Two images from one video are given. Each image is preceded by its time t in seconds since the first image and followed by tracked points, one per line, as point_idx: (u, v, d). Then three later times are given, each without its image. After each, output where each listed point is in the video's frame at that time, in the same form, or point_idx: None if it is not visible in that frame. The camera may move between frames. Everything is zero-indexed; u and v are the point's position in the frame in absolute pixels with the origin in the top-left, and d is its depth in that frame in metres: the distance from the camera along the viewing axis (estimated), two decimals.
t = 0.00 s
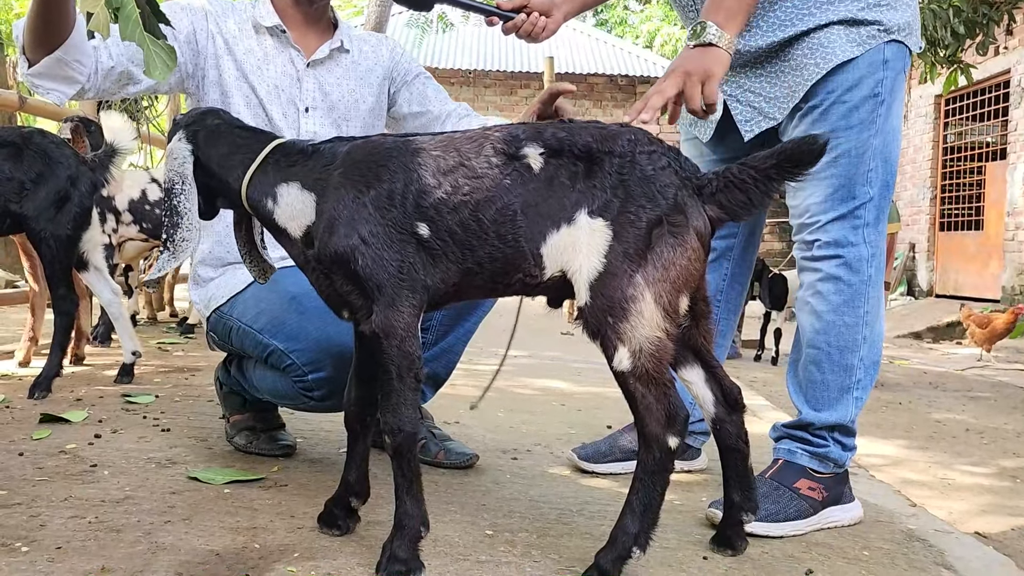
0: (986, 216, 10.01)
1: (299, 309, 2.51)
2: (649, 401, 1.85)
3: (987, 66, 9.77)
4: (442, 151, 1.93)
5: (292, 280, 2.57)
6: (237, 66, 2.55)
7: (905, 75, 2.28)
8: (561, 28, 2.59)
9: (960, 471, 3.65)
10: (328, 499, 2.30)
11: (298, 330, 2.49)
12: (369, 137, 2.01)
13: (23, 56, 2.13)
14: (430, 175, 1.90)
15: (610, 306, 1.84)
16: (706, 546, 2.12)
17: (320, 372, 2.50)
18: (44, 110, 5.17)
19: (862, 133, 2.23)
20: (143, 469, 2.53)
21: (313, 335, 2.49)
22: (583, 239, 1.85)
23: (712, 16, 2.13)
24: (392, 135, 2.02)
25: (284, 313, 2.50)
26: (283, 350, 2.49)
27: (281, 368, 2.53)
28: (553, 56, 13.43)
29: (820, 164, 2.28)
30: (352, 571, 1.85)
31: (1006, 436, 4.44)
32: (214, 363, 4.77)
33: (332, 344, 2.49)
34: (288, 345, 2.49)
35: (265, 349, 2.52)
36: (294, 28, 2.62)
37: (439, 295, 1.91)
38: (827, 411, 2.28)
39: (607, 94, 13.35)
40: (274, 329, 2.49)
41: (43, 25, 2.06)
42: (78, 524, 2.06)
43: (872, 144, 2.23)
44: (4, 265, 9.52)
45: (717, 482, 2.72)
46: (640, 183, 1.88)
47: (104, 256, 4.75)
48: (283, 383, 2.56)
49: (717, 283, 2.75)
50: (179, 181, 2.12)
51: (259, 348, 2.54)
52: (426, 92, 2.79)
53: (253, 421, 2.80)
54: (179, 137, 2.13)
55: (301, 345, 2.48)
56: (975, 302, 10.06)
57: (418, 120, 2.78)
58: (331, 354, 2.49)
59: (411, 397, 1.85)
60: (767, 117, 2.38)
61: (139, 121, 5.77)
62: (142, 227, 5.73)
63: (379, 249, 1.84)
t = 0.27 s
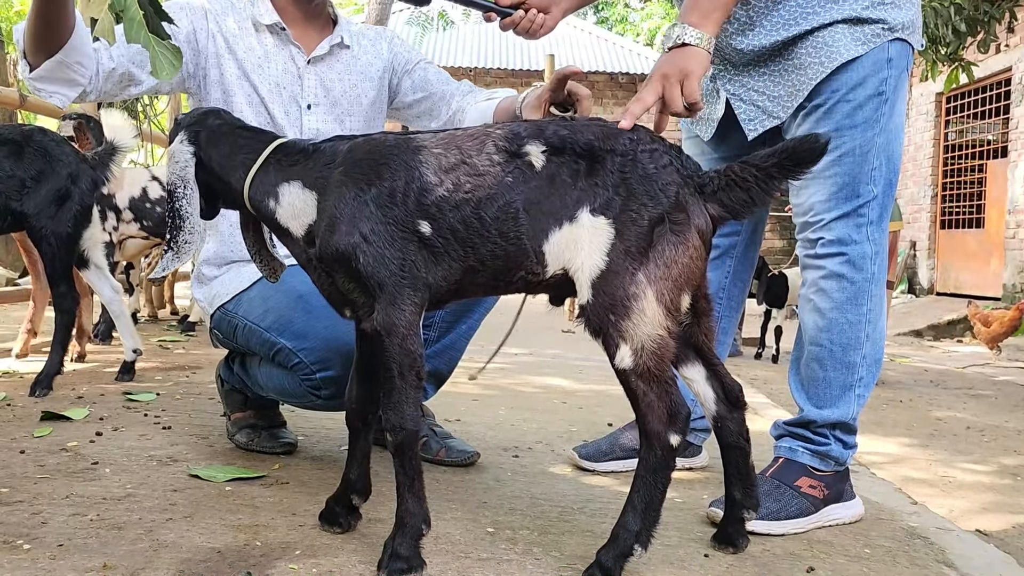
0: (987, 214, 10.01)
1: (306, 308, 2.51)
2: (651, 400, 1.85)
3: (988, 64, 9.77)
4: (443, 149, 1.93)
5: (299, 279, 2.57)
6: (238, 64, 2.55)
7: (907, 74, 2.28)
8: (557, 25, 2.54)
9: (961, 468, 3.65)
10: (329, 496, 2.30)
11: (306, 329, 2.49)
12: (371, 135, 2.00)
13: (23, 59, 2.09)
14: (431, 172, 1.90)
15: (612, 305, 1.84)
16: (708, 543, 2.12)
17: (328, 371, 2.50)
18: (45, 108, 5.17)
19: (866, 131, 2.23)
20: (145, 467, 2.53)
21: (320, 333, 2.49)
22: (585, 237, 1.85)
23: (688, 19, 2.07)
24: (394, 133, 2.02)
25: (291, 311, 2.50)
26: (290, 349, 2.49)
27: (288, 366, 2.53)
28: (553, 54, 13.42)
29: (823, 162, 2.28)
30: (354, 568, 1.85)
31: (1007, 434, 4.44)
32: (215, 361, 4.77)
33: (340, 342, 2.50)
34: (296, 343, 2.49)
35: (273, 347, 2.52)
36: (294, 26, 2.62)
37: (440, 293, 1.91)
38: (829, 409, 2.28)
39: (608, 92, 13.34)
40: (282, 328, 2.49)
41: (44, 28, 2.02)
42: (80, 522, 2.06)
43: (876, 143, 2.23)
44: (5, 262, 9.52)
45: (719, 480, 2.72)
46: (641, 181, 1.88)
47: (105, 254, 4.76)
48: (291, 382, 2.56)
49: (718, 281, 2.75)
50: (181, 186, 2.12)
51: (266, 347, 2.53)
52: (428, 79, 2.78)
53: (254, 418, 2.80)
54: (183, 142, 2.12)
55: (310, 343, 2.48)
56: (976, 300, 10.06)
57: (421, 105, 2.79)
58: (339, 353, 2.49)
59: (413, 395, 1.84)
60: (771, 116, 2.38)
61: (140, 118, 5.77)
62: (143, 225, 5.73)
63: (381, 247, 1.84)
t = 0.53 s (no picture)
0: (987, 212, 10.00)
1: (307, 307, 2.51)
2: (650, 400, 1.85)
3: (988, 62, 9.76)
4: (443, 149, 1.93)
5: (300, 278, 2.57)
6: (236, 66, 2.55)
7: (905, 72, 2.28)
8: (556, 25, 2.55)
9: (961, 467, 3.65)
10: (329, 496, 2.31)
11: (307, 328, 2.49)
12: (370, 135, 2.00)
13: (21, 68, 2.10)
14: (430, 173, 1.90)
15: (611, 305, 1.84)
16: (707, 543, 2.13)
17: (329, 370, 2.50)
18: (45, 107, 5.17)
19: (864, 130, 2.22)
20: (144, 467, 2.53)
21: (322, 332, 2.49)
22: (586, 237, 1.85)
23: (698, 26, 2.06)
24: (394, 133, 2.02)
25: (292, 310, 2.50)
26: (292, 348, 2.49)
27: (289, 365, 2.53)
28: (553, 52, 13.42)
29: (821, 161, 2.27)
30: (352, 569, 1.86)
31: (1007, 433, 4.44)
32: (215, 361, 4.77)
33: (341, 342, 2.49)
34: (298, 343, 2.48)
35: (274, 347, 2.52)
36: (291, 26, 2.61)
37: (440, 293, 1.91)
38: (827, 408, 2.28)
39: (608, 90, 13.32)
40: (282, 327, 2.49)
41: (38, 36, 2.03)
42: (79, 522, 2.06)
43: (873, 142, 2.22)
44: (4, 261, 9.52)
45: (718, 480, 2.72)
46: (642, 181, 1.88)
47: (105, 253, 4.76)
48: (292, 381, 2.56)
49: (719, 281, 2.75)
50: (186, 183, 2.11)
51: (267, 346, 2.54)
52: (430, 75, 2.78)
53: (254, 418, 2.81)
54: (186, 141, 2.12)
55: (311, 342, 2.48)
56: (976, 298, 10.05)
57: (424, 101, 2.79)
58: (340, 352, 2.49)
59: (412, 396, 1.84)
60: (770, 115, 2.38)
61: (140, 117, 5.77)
62: (143, 224, 5.72)
63: (380, 247, 1.84)
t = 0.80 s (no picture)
0: (989, 210, 9.98)
1: (314, 305, 2.52)
2: (655, 399, 1.85)
3: (990, 60, 9.75)
4: (447, 147, 1.93)
5: (306, 276, 2.57)
6: (234, 65, 2.55)
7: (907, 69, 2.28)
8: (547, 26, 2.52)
9: (962, 465, 3.65)
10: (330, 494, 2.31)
11: (313, 325, 2.49)
12: (375, 133, 2.00)
13: (21, 74, 2.11)
14: (435, 171, 1.90)
15: (617, 304, 1.84)
16: (709, 540, 2.13)
17: (336, 367, 2.50)
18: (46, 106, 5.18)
19: (865, 127, 2.22)
20: (146, 464, 2.53)
21: (329, 330, 2.49)
22: (592, 235, 1.85)
23: (693, 18, 2.07)
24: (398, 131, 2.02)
25: (299, 307, 2.50)
26: (298, 346, 2.49)
27: (295, 363, 2.53)
28: (554, 50, 13.41)
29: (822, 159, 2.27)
30: (355, 565, 1.86)
31: (1008, 430, 4.44)
32: (216, 358, 4.77)
33: (347, 339, 2.49)
34: (304, 340, 2.48)
35: (280, 344, 2.52)
36: (287, 24, 2.62)
37: (446, 292, 1.91)
38: (827, 406, 2.28)
39: (609, 88, 13.30)
40: (288, 325, 2.49)
41: (36, 41, 2.03)
42: (82, 519, 2.06)
43: (874, 139, 2.22)
44: (4, 259, 9.51)
45: (720, 477, 2.73)
46: (648, 179, 1.87)
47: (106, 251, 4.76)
48: (298, 378, 2.56)
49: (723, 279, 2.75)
50: (190, 180, 2.11)
51: (273, 344, 2.54)
52: (427, 67, 2.77)
53: (256, 415, 2.81)
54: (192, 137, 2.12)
55: (317, 340, 2.48)
56: (977, 296, 10.05)
57: (424, 94, 2.78)
58: (346, 349, 2.49)
59: (417, 394, 1.85)
60: (772, 113, 2.38)
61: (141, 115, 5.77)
62: (144, 222, 5.72)
63: (385, 246, 1.84)
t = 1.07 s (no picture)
0: (990, 208, 9.98)
1: (312, 304, 2.52)
2: (660, 398, 1.86)
3: (991, 57, 9.74)
4: (453, 144, 1.93)
5: (304, 275, 2.57)
6: (229, 62, 2.55)
7: (909, 66, 2.28)
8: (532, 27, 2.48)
9: (964, 463, 3.65)
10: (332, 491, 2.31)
11: (311, 325, 2.49)
12: (381, 130, 2.00)
13: (15, 69, 2.11)
14: (440, 169, 1.90)
15: (622, 303, 1.84)
16: (710, 538, 2.13)
17: (334, 367, 2.50)
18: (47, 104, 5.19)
19: (866, 124, 2.22)
20: (149, 462, 2.54)
21: (326, 329, 2.48)
22: (599, 234, 1.85)
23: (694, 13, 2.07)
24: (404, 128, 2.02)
25: (296, 307, 2.50)
26: (296, 345, 2.49)
27: (294, 362, 2.53)
28: (555, 48, 13.40)
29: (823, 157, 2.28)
30: (357, 563, 1.86)
31: (1009, 428, 4.44)
32: (218, 357, 4.78)
33: (346, 339, 2.49)
34: (302, 340, 2.48)
35: (278, 343, 2.52)
36: (283, 19, 2.62)
37: (451, 290, 1.91)
38: (828, 404, 2.29)
39: (610, 86, 13.28)
40: (286, 324, 2.49)
41: (32, 37, 2.03)
42: (84, 517, 2.07)
43: (875, 137, 2.23)
44: (6, 258, 9.51)
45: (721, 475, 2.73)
46: (656, 177, 1.87)
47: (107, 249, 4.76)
48: (297, 376, 2.56)
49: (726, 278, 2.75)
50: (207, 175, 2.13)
51: (272, 343, 2.54)
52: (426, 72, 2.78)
53: (258, 413, 2.81)
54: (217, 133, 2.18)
55: (314, 339, 2.48)
56: (979, 294, 10.04)
57: (422, 100, 2.77)
58: (343, 349, 2.49)
59: (420, 392, 1.85)
60: (775, 111, 2.38)
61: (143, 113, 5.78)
62: (146, 220, 5.73)
63: (390, 244, 1.84)
